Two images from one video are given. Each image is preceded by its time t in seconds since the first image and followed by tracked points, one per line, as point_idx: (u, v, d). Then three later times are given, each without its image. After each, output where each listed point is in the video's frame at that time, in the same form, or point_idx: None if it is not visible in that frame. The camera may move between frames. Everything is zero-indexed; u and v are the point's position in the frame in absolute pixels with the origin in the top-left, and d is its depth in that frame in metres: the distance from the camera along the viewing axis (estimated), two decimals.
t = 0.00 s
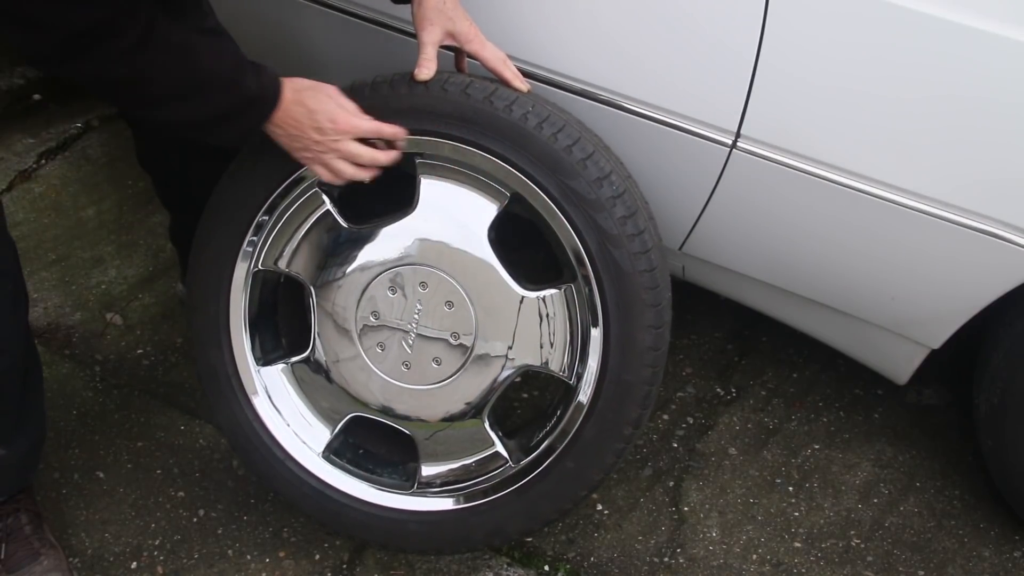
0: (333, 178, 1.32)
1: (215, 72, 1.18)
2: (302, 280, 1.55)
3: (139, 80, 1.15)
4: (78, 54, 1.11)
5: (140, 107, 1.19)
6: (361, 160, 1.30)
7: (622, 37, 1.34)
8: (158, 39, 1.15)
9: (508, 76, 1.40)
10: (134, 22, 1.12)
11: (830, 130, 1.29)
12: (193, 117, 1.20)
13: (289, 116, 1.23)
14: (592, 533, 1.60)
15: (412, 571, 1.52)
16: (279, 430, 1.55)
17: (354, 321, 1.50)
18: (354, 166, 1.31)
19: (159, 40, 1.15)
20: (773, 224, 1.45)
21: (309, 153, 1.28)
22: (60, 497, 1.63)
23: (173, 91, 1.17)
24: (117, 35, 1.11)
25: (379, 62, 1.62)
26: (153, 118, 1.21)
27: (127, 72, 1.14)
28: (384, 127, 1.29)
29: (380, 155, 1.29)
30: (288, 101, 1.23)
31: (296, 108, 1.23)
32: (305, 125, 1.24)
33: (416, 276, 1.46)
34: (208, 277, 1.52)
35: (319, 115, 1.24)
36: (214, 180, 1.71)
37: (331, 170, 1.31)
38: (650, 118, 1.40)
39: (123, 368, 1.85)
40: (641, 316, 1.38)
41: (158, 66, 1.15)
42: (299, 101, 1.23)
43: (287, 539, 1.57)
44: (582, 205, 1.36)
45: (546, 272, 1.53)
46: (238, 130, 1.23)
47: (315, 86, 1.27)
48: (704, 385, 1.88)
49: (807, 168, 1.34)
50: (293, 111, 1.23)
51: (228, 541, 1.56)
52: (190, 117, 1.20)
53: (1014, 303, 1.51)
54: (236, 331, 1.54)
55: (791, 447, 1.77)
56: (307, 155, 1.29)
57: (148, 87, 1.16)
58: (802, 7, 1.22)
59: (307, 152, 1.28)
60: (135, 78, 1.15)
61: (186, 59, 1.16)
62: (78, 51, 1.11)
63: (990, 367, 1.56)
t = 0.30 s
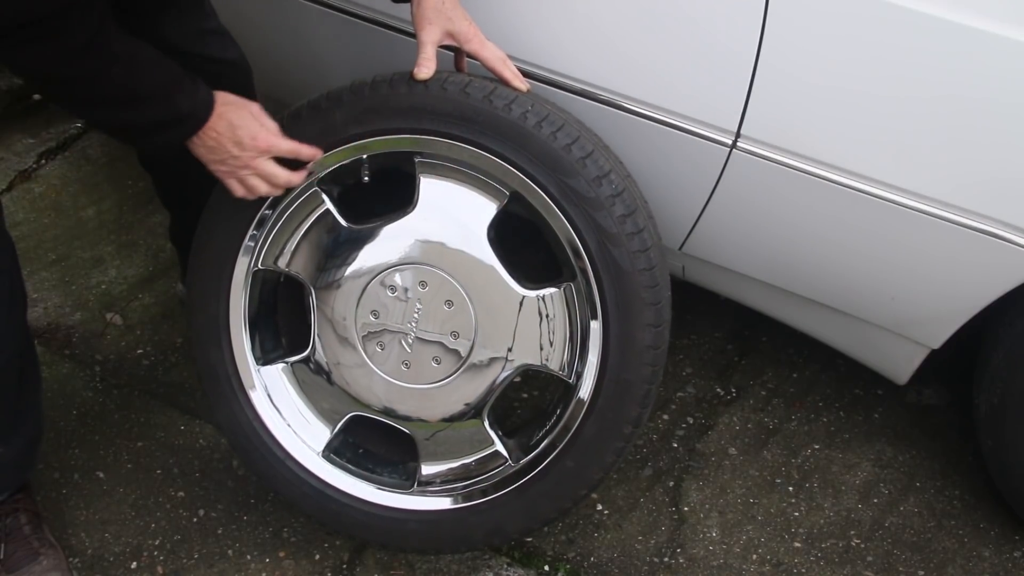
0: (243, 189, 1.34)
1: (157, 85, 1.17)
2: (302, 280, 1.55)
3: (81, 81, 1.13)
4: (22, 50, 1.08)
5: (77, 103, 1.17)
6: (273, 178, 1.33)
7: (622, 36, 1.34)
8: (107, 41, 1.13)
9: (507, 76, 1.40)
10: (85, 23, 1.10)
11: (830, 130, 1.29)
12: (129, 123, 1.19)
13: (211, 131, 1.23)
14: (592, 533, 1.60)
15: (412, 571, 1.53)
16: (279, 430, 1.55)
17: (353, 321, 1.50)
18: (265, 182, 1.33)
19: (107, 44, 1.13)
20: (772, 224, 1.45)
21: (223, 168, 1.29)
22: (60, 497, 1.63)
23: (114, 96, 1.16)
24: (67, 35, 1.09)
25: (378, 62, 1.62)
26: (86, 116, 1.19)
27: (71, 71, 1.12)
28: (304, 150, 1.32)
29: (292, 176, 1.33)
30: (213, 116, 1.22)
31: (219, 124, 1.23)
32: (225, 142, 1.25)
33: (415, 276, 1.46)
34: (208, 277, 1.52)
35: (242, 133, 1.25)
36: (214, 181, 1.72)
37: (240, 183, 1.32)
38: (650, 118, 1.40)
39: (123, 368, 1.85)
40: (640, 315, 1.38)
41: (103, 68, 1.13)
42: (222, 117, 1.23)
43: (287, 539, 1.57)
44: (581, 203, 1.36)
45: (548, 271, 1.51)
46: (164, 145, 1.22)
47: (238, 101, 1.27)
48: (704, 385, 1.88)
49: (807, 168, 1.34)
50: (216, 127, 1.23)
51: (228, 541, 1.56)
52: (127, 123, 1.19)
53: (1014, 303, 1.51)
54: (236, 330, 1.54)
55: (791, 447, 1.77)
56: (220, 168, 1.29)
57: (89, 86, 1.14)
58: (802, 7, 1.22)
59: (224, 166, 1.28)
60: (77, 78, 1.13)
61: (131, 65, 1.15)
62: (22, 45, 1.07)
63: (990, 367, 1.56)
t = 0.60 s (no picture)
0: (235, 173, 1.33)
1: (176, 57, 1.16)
2: (303, 279, 1.55)
3: (96, 35, 1.12)
4: None
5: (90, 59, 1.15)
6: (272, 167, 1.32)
7: (622, 36, 1.34)
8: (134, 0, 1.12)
9: (510, 76, 1.40)
10: None
11: (830, 130, 1.29)
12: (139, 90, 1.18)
13: (224, 110, 1.22)
14: (592, 533, 1.60)
15: (412, 571, 1.53)
16: (280, 429, 1.55)
17: (354, 321, 1.50)
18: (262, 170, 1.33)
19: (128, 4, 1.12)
20: (773, 224, 1.45)
21: (224, 149, 1.28)
22: (60, 497, 1.63)
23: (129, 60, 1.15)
24: None
25: (379, 62, 1.62)
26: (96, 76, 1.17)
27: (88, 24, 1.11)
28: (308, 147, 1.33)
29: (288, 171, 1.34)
30: (228, 95, 1.22)
31: (233, 104, 1.23)
32: (236, 124, 1.25)
33: (416, 275, 1.46)
34: (209, 276, 1.52)
35: (253, 116, 1.25)
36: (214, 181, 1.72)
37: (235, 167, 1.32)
38: (650, 118, 1.40)
39: (123, 368, 1.85)
40: (642, 314, 1.38)
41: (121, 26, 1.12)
42: (236, 97, 1.23)
43: (287, 539, 1.57)
44: (584, 203, 1.36)
45: (551, 269, 1.52)
46: (171, 120, 1.20)
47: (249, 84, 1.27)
48: (704, 385, 1.88)
49: (807, 168, 1.34)
50: (230, 107, 1.23)
51: (228, 541, 1.56)
52: (136, 87, 1.17)
53: (1014, 303, 1.51)
54: (238, 328, 1.54)
55: (791, 447, 1.77)
56: (220, 149, 1.28)
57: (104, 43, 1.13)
58: (802, 7, 1.22)
59: (226, 147, 1.28)
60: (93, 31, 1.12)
61: (153, 30, 1.14)
62: None
63: (990, 367, 1.56)
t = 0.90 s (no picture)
0: (247, 160, 1.36)
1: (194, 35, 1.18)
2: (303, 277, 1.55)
3: None
4: None
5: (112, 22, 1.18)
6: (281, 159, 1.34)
7: (622, 36, 1.34)
8: None
9: (510, 74, 1.40)
10: None
11: (830, 129, 1.29)
12: (154, 60, 1.20)
13: (239, 97, 1.25)
14: (592, 533, 1.60)
15: (412, 571, 1.53)
16: (281, 427, 1.55)
17: (354, 321, 1.51)
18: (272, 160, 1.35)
19: None
20: (773, 223, 1.45)
21: (237, 135, 1.30)
22: (60, 497, 1.63)
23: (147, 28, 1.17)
24: None
25: (379, 62, 1.62)
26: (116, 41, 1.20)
27: None
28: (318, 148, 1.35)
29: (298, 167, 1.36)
30: (246, 82, 1.24)
31: (249, 92, 1.25)
32: (250, 112, 1.27)
33: (417, 274, 1.46)
34: (210, 276, 1.52)
35: (269, 107, 1.27)
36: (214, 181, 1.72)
37: (246, 154, 1.34)
38: (650, 118, 1.40)
39: (123, 368, 1.85)
40: (642, 312, 1.38)
41: None
42: (254, 85, 1.25)
43: (287, 539, 1.57)
44: (584, 200, 1.36)
45: (551, 267, 1.52)
46: (183, 94, 1.23)
47: (273, 74, 1.29)
48: (704, 385, 1.88)
49: (807, 168, 1.34)
50: (246, 95, 1.25)
51: (228, 541, 1.56)
52: (153, 57, 1.20)
53: (1014, 303, 1.51)
54: (239, 324, 1.55)
55: (791, 447, 1.77)
56: (233, 134, 1.30)
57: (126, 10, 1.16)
58: (802, 6, 1.22)
59: (240, 134, 1.30)
60: None
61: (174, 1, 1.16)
62: None
63: (989, 367, 1.56)
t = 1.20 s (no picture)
0: (249, 158, 1.35)
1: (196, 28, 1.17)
2: (305, 277, 1.55)
3: None
4: None
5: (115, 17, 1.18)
6: (282, 157, 1.34)
7: (622, 36, 1.34)
8: None
9: (516, 75, 1.40)
10: None
11: (830, 130, 1.29)
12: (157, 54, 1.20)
13: (240, 93, 1.24)
14: (592, 533, 1.60)
15: (412, 571, 1.53)
16: (282, 428, 1.55)
17: (357, 322, 1.51)
18: (273, 158, 1.34)
19: None
20: (775, 224, 1.45)
21: (239, 132, 1.30)
22: (60, 497, 1.63)
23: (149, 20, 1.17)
24: None
25: (380, 61, 1.62)
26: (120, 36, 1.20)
27: None
28: (319, 146, 1.35)
29: (301, 165, 1.36)
30: (247, 78, 1.24)
31: (250, 88, 1.24)
32: (252, 108, 1.26)
33: (420, 275, 1.46)
34: (210, 276, 1.52)
35: (271, 103, 1.27)
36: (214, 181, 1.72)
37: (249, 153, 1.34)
38: (650, 118, 1.40)
39: (123, 368, 1.85)
40: (645, 316, 1.38)
41: None
42: (255, 81, 1.25)
43: (287, 539, 1.57)
44: (589, 203, 1.36)
45: (552, 268, 1.53)
46: (184, 91, 1.23)
47: (276, 69, 1.28)
48: (704, 385, 1.88)
49: (809, 168, 1.34)
50: (248, 90, 1.25)
51: (228, 541, 1.56)
52: (156, 50, 1.20)
53: (1014, 303, 1.51)
54: (241, 325, 1.54)
55: (791, 447, 1.77)
56: (236, 131, 1.30)
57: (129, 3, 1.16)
58: (802, 7, 1.22)
59: (241, 130, 1.29)
60: None
61: None
62: None
63: (989, 367, 1.56)
